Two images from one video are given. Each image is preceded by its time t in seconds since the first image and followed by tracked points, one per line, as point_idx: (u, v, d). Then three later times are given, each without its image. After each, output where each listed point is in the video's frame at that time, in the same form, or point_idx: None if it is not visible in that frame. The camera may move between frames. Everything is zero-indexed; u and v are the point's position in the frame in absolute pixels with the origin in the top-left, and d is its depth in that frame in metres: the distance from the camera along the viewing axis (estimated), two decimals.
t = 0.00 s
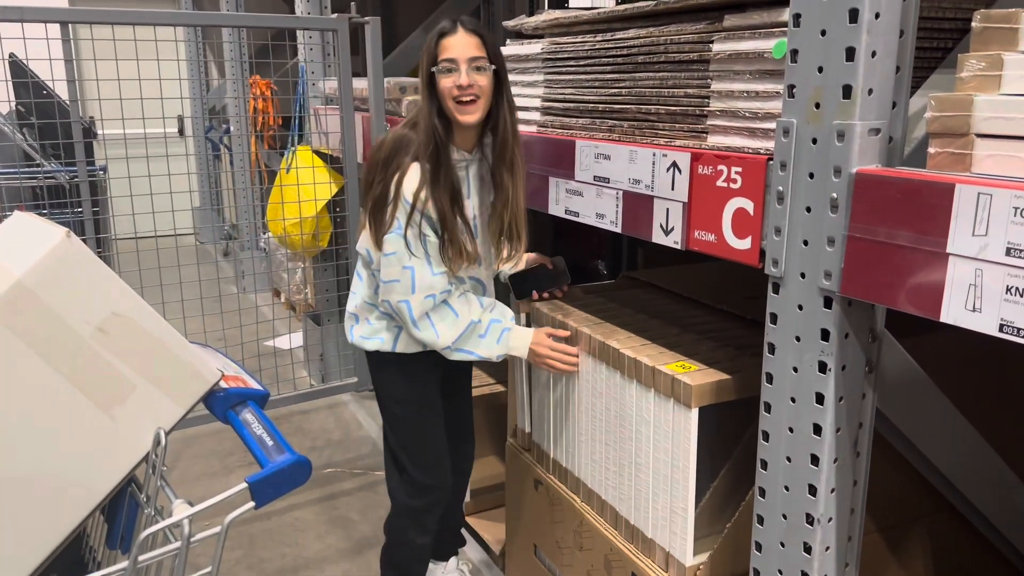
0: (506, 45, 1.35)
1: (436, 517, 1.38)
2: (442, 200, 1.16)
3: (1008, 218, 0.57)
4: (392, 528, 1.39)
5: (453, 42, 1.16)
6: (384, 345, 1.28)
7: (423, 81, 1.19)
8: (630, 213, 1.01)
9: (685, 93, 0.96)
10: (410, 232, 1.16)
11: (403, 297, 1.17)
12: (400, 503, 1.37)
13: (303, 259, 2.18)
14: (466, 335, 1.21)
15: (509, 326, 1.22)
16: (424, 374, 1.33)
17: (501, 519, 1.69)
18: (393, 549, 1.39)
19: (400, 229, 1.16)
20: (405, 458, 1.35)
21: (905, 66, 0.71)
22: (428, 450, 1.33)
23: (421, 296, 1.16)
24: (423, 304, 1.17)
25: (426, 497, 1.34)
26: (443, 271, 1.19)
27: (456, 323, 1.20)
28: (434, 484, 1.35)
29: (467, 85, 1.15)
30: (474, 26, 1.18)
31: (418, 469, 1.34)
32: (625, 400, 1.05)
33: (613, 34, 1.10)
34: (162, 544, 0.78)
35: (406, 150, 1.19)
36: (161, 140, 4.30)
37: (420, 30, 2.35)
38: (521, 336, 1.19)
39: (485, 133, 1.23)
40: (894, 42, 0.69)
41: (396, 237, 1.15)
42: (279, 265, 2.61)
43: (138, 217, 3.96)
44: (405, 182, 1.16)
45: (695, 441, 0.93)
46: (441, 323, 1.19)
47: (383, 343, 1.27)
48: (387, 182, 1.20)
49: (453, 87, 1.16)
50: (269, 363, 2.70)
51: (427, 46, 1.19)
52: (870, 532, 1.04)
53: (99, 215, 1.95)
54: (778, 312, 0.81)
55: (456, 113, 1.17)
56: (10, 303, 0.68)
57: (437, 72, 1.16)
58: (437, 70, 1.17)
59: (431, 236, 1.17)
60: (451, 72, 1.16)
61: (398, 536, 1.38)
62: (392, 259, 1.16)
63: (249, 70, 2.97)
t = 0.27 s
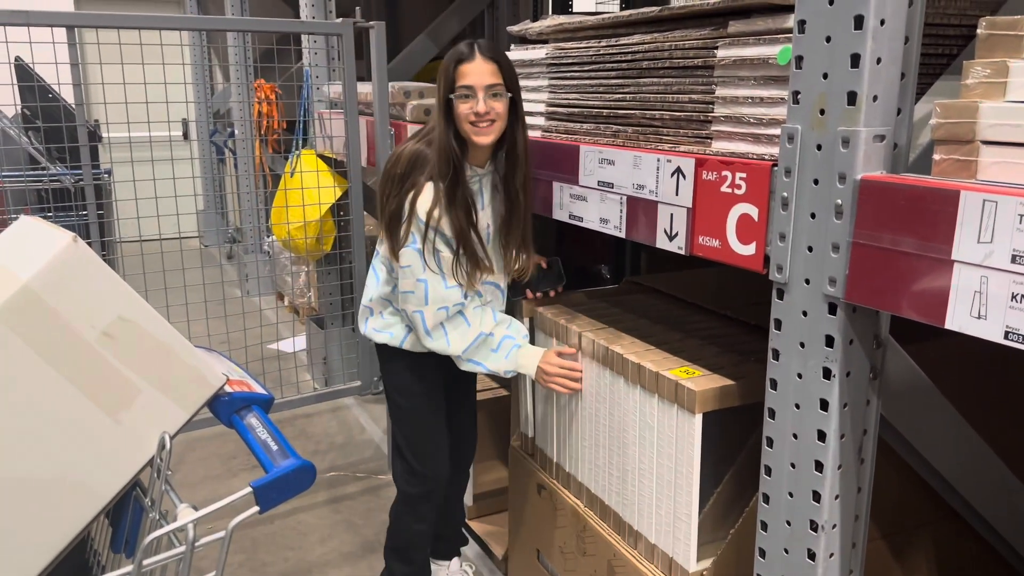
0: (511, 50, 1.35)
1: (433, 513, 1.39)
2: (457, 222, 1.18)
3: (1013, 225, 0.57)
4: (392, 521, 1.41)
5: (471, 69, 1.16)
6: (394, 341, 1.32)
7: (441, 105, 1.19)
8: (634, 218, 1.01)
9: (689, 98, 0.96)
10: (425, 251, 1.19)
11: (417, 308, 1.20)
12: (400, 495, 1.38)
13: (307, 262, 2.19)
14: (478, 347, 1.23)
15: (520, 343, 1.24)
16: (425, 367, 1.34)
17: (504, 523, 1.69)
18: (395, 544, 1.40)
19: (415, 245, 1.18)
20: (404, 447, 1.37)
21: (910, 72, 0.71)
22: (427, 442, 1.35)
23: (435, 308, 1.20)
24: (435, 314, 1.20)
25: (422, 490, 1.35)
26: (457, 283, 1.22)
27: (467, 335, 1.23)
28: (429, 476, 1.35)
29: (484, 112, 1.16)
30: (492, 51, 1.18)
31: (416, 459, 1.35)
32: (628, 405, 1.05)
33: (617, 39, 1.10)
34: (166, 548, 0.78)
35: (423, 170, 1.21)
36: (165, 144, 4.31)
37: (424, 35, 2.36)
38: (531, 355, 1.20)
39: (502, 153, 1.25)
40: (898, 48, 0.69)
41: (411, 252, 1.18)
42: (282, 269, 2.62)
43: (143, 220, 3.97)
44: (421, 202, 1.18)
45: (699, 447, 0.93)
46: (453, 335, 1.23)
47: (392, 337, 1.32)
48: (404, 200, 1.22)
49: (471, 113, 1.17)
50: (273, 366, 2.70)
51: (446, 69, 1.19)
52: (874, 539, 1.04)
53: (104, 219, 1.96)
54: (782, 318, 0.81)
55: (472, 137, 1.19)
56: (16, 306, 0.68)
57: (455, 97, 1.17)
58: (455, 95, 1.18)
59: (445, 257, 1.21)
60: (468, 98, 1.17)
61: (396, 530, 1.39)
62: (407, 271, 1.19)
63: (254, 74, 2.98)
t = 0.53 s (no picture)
0: (516, 53, 1.35)
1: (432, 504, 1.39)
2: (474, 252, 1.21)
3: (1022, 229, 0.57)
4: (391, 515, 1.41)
5: (503, 108, 1.15)
6: (385, 339, 1.34)
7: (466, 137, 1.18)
8: (640, 221, 1.01)
9: (695, 101, 0.96)
10: (442, 276, 1.20)
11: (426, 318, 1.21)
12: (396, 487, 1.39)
13: (313, 265, 2.19)
14: (485, 370, 1.22)
15: (531, 373, 1.21)
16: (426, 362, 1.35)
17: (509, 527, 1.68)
18: (395, 537, 1.40)
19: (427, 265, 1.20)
20: (399, 437, 1.38)
21: (918, 76, 0.71)
22: (424, 434, 1.35)
23: (446, 321, 1.20)
24: (445, 327, 1.20)
25: (420, 482, 1.36)
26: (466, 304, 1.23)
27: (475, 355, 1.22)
28: (426, 468, 1.36)
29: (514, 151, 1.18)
30: (518, 83, 1.17)
31: (412, 451, 1.36)
32: (634, 409, 1.05)
33: (623, 42, 1.10)
34: (172, 550, 0.78)
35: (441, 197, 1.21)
36: (171, 146, 4.32)
37: (429, 38, 2.37)
38: (539, 387, 1.18)
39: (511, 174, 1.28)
40: (906, 51, 0.69)
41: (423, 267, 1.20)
42: (287, 271, 2.62)
43: (149, 222, 3.98)
44: (441, 231, 1.19)
45: (705, 451, 0.92)
46: (461, 351, 1.22)
47: (383, 336, 1.34)
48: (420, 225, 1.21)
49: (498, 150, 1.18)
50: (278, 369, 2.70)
51: (471, 101, 1.16)
52: (880, 544, 1.03)
53: (110, 221, 1.96)
54: (789, 322, 0.80)
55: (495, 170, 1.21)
56: (22, 310, 0.68)
57: (484, 134, 1.17)
58: (484, 131, 1.17)
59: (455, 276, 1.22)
60: (498, 137, 1.17)
61: (397, 523, 1.39)
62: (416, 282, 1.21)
63: (260, 77, 2.98)
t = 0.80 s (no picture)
0: (520, 56, 1.35)
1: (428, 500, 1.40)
2: (479, 268, 1.21)
3: None
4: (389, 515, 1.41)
5: (501, 130, 1.17)
6: (379, 341, 1.33)
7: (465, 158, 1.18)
8: (644, 224, 1.01)
9: (699, 104, 0.96)
10: (445, 294, 1.20)
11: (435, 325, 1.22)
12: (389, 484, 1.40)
13: (317, 267, 2.19)
14: (489, 375, 1.23)
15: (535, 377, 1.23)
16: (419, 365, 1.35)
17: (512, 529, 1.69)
18: (395, 535, 1.40)
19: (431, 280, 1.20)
20: (393, 437, 1.38)
21: (922, 78, 0.71)
22: (418, 434, 1.36)
23: (453, 327, 1.20)
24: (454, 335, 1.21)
25: (413, 480, 1.37)
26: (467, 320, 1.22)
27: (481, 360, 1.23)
28: (420, 467, 1.37)
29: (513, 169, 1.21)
30: (513, 104, 1.19)
31: (406, 451, 1.37)
32: (638, 411, 1.05)
33: (627, 45, 1.10)
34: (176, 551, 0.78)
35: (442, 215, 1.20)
36: (176, 148, 4.33)
37: (434, 40, 2.37)
38: (544, 391, 1.20)
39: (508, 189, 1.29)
40: (910, 54, 0.69)
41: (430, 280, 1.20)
42: (292, 273, 2.63)
43: (154, 224, 4.00)
44: (445, 249, 1.18)
45: (709, 453, 0.92)
46: (467, 357, 1.23)
47: (377, 337, 1.33)
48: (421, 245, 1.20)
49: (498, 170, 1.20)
50: (282, 370, 2.71)
51: (469, 123, 1.17)
52: (885, 547, 1.03)
53: (115, 223, 1.96)
54: (793, 324, 0.80)
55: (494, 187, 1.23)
56: (29, 311, 0.69)
57: (484, 155, 1.18)
58: (483, 153, 1.18)
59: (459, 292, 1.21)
60: (499, 157, 1.19)
61: (397, 522, 1.39)
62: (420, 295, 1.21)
63: (264, 78, 2.99)
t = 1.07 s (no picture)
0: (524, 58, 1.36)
1: (435, 501, 1.40)
2: (468, 280, 1.17)
3: None
4: (395, 517, 1.41)
5: (497, 138, 1.16)
6: (383, 343, 1.33)
7: (461, 165, 1.17)
8: (648, 226, 1.01)
9: (703, 106, 0.96)
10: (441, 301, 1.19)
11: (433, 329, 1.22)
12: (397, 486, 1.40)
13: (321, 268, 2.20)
14: (489, 375, 1.23)
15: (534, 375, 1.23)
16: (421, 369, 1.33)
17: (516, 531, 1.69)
18: (401, 537, 1.40)
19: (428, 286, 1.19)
20: (399, 438, 1.38)
21: (927, 80, 0.71)
22: (424, 434, 1.37)
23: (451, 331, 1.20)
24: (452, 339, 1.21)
25: (421, 481, 1.37)
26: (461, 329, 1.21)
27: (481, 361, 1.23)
28: (429, 468, 1.37)
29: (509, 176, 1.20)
30: (510, 112, 1.18)
31: (412, 451, 1.37)
32: (641, 412, 1.05)
33: (631, 47, 1.10)
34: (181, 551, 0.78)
35: (438, 221, 1.19)
36: (180, 150, 4.35)
37: (437, 42, 2.38)
38: (544, 389, 1.20)
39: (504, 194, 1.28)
40: (915, 56, 0.69)
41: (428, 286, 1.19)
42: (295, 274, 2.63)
43: (158, 226, 4.01)
44: (441, 257, 1.17)
45: (713, 455, 0.92)
46: (466, 359, 1.23)
47: (381, 340, 1.33)
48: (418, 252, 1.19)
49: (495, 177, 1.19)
50: (285, 371, 2.71)
51: (465, 131, 1.16)
52: (889, 550, 1.03)
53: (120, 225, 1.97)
54: (797, 326, 0.80)
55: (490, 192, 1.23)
56: (35, 314, 0.69)
57: (480, 162, 1.16)
58: (479, 160, 1.17)
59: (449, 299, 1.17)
60: (496, 164, 1.19)
61: (403, 523, 1.39)
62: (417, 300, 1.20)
63: (268, 80, 3.00)
